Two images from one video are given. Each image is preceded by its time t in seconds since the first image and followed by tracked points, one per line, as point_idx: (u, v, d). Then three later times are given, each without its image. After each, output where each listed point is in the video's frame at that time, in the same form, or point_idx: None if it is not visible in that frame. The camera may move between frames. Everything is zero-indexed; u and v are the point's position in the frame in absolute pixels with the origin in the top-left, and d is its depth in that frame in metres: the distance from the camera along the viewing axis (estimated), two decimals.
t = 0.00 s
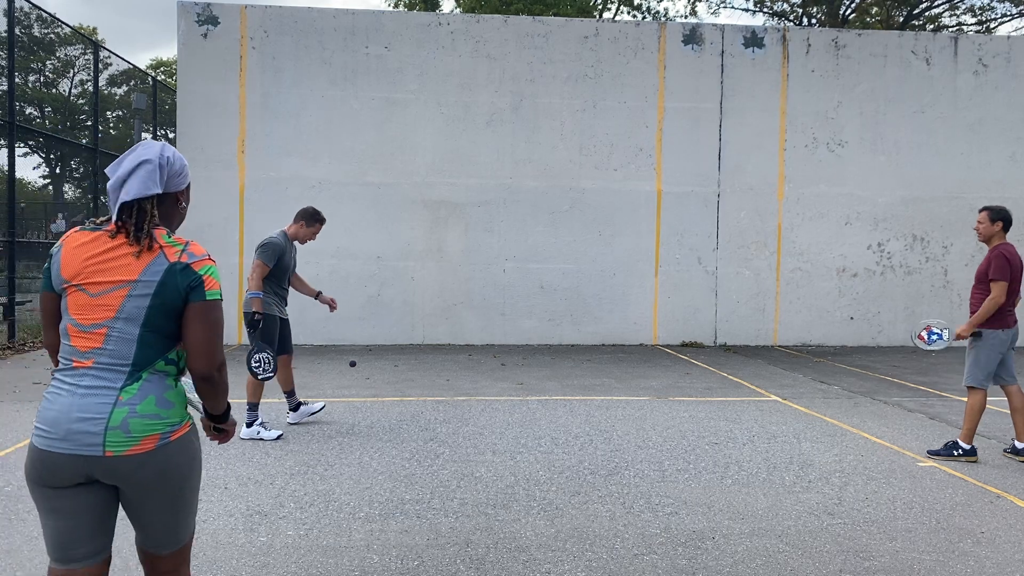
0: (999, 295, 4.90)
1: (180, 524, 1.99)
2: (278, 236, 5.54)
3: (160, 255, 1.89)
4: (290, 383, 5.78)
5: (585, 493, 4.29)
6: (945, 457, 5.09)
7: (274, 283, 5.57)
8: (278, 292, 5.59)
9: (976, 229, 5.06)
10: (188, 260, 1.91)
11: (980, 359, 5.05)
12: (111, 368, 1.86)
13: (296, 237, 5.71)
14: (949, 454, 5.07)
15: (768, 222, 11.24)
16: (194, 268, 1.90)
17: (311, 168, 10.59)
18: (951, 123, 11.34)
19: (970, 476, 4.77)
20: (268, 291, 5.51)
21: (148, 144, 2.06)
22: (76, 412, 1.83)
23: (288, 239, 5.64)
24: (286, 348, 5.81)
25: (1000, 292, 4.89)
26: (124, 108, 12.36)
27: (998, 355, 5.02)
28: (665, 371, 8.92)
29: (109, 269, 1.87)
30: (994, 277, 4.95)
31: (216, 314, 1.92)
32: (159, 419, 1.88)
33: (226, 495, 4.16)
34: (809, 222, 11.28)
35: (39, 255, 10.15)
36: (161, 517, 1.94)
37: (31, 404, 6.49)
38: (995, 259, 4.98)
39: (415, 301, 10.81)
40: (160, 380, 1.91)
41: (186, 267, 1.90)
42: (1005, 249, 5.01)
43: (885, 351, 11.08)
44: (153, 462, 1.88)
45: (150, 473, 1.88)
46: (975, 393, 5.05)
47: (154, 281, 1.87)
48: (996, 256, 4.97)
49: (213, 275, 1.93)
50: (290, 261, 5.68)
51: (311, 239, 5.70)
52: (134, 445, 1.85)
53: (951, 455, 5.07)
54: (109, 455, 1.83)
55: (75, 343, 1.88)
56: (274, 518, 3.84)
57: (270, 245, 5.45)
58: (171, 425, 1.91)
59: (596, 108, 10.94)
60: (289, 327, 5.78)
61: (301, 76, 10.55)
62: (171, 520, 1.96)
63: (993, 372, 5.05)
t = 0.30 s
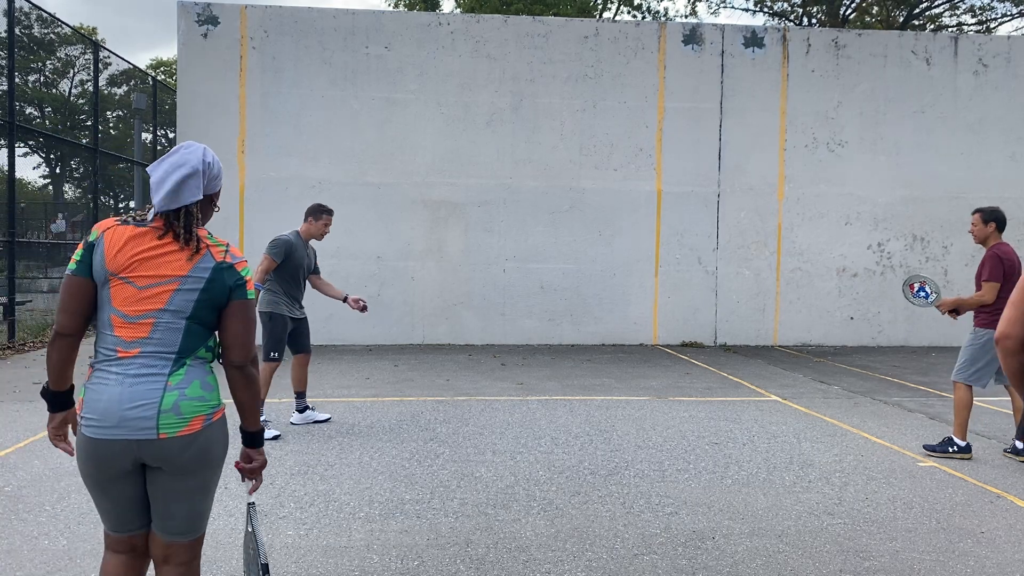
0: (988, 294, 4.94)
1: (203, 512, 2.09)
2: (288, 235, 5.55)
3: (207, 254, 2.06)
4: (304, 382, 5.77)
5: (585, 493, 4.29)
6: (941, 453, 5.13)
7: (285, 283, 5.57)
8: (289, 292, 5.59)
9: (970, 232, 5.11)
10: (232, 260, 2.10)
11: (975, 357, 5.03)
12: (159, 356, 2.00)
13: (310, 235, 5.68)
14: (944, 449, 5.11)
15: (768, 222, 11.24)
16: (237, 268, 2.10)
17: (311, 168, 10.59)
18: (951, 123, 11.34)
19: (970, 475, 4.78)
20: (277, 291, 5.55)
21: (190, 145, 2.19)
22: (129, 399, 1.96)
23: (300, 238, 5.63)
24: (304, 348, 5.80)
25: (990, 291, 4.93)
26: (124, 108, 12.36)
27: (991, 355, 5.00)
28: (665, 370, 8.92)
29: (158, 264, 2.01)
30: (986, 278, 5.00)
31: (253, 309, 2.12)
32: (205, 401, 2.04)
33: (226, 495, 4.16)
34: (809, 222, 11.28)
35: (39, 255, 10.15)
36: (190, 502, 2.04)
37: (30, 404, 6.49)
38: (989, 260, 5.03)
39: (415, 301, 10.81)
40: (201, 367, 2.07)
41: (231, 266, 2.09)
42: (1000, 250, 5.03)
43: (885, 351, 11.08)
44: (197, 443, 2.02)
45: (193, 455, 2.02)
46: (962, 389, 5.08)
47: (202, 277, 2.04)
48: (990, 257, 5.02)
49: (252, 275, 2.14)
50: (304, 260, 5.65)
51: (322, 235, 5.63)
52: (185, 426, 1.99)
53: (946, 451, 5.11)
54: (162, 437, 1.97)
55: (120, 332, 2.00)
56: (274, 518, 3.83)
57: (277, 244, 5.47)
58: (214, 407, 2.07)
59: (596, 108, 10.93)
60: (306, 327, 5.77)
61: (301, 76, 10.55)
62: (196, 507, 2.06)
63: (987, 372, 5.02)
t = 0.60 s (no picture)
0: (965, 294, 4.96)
1: (202, 507, 2.10)
2: (288, 235, 5.54)
3: (218, 251, 2.11)
4: (306, 382, 5.76)
5: (585, 493, 4.29)
6: (938, 453, 5.16)
7: (295, 283, 5.58)
8: (299, 291, 5.60)
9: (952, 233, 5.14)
10: (241, 257, 2.14)
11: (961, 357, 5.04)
12: (171, 349, 2.02)
13: (308, 229, 5.67)
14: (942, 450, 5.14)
15: (768, 222, 11.23)
16: (246, 264, 2.14)
17: (311, 168, 10.59)
18: (951, 123, 11.34)
19: (970, 475, 4.78)
20: (287, 292, 5.55)
21: (200, 151, 2.20)
22: (141, 391, 1.97)
23: (300, 235, 5.62)
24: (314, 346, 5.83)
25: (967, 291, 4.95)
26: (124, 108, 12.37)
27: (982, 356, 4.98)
28: (665, 370, 8.92)
29: (172, 259, 2.04)
30: (965, 278, 5.02)
31: (260, 302, 2.16)
32: (213, 395, 2.07)
33: (226, 495, 4.16)
34: (809, 222, 11.28)
35: (39, 254, 10.15)
36: (195, 497, 2.06)
37: (30, 404, 6.49)
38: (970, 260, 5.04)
39: (415, 301, 10.81)
40: (207, 362, 2.10)
41: (241, 263, 2.13)
42: (981, 250, 5.02)
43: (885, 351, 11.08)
44: (205, 437, 2.05)
45: (199, 449, 2.03)
46: (956, 391, 5.07)
47: (214, 273, 2.08)
48: (970, 258, 5.03)
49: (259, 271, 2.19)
50: (308, 256, 5.65)
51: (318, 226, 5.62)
52: (196, 418, 2.02)
53: (943, 452, 5.14)
54: (175, 429, 1.99)
55: (131, 325, 2.02)
56: (274, 518, 3.83)
57: (280, 246, 5.47)
58: (220, 402, 2.10)
59: (596, 108, 10.93)
60: (314, 327, 5.78)
61: (301, 76, 10.55)
62: (194, 503, 2.07)
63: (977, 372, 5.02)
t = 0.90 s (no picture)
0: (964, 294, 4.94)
1: (186, 508, 2.10)
2: (288, 237, 5.54)
3: (185, 250, 2.08)
4: (306, 382, 5.76)
5: (585, 493, 4.29)
6: (938, 453, 5.16)
7: (297, 283, 5.58)
8: (303, 291, 5.60)
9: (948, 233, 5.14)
10: (209, 255, 2.11)
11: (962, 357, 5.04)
12: (132, 350, 2.02)
13: (306, 229, 5.67)
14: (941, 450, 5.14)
15: (768, 222, 11.23)
16: (213, 262, 2.11)
17: (311, 168, 10.58)
18: (951, 123, 11.34)
19: (970, 475, 4.78)
20: (291, 293, 5.54)
21: (164, 152, 2.17)
22: (98, 391, 1.97)
23: (300, 236, 5.62)
24: (317, 345, 5.83)
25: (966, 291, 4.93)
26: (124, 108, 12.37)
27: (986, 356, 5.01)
28: (665, 371, 8.92)
29: (136, 261, 2.04)
30: (961, 279, 5.02)
31: (229, 302, 2.12)
32: (176, 398, 2.04)
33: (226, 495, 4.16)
34: (809, 222, 11.28)
35: (38, 254, 10.14)
36: (163, 501, 2.05)
37: (31, 404, 6.49)
38: (966, 260, 5.05)
39: (415, 301, 10.81)
40: (172, 364, 2.08)
41: (208, 261, 2.10)
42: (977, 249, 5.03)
43: (885, 351, 11.08)
44: (166, 440, 2.02)
45: (159, 452, 2.01)
46: (960, 391, 5.07)
47: (178, 273, 2.06)
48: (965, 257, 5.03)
49: (228, 269, 2.15)
50: (309, 256, 5.65)
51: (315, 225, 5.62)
52: (154, 421, 1.99)
53: (943, 452, 5.14)
54: (131, 430, 1.97)
55: (94, 326, 2.03)
56: (274, 518, 3.84)
57: (281, 248, 5.46)
58: (184, 405, 2.07)
59: (596, 108, 10.93)
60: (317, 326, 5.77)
61: (301, 76, 10.55)
62: (167, 507, 2.06)
63: (976, 370, 5.07)
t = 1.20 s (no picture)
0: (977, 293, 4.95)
1: (127, 522, 2.07)
2: (289, 239, 5.53)
3: (97, 251, 2.03)
4: (307, 382, 5.77)
5: (585, 493, 4.29)
6: (939, 453, 5.16)
7: (297, 284, 5.58)
8: (304, 291, 5.60)
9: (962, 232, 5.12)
10: (123, 256, 2.04)
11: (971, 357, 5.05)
12: (43, 356, 1.99)
13: (307, 231, 5.68)
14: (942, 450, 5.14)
15: (768, 222, 11.23)
16: (126, 263, 2.03)
17: (311, 168, 10.58)
18: (951, 123, 11.34)
19: (970, 475, 4.78)
20: (292, 293, 5.53)
21: (84, 153, 2.14)
22: (4, 396, 1.96)
23: (300, 237, 5.63)
24: (318, 346, 5.82)
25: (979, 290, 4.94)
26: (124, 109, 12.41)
27: (992, 356, 5.01)
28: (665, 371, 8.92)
29: (48, 265, 2.02)
30: (974, 278, 5.02)
31: (144, 307, 2.03)
32: (84, 407, 1.98)
33: (225, 496, 4.16)
34: (809, 222, 11.28)
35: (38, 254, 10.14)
36: (83, 514, 2.01)
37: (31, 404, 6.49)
38: (978, 259, 5.05)
39: (415, 301, 10.81)
40: (88, 372, 2.02)
41: (121, 262, 2.02)
42: (991, 249, 5.02)
43: (885, 351, 11.08)
44: (75, 450, 1.97)
45: (71, 462, 1.97)
46: (969, 392, 5.06)
47: (88, 275, 2.00)
48: (977, 257, 5.03)
49: (146, 272, 2.05)
50: (310, 257, 5.67)
51: (318, 226, 5.64)
52: (56, 430, 1.95)
53: (943, 452, 5.14)
54: (31, 438, 1.94)
55: (10, 331, 2.03)
56: (275, 518, 3.83)
57: (283, 250, 5.46)
58: (97, 415, 2.01)
59: (596, 108, 10.93)
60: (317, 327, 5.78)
61: (300, 76, 10.54)
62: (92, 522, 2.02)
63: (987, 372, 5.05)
